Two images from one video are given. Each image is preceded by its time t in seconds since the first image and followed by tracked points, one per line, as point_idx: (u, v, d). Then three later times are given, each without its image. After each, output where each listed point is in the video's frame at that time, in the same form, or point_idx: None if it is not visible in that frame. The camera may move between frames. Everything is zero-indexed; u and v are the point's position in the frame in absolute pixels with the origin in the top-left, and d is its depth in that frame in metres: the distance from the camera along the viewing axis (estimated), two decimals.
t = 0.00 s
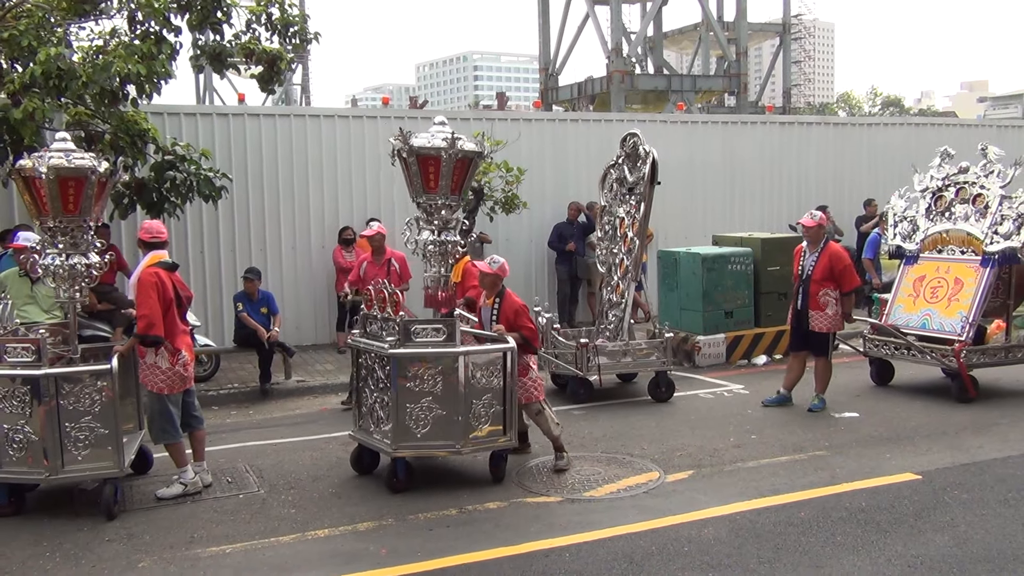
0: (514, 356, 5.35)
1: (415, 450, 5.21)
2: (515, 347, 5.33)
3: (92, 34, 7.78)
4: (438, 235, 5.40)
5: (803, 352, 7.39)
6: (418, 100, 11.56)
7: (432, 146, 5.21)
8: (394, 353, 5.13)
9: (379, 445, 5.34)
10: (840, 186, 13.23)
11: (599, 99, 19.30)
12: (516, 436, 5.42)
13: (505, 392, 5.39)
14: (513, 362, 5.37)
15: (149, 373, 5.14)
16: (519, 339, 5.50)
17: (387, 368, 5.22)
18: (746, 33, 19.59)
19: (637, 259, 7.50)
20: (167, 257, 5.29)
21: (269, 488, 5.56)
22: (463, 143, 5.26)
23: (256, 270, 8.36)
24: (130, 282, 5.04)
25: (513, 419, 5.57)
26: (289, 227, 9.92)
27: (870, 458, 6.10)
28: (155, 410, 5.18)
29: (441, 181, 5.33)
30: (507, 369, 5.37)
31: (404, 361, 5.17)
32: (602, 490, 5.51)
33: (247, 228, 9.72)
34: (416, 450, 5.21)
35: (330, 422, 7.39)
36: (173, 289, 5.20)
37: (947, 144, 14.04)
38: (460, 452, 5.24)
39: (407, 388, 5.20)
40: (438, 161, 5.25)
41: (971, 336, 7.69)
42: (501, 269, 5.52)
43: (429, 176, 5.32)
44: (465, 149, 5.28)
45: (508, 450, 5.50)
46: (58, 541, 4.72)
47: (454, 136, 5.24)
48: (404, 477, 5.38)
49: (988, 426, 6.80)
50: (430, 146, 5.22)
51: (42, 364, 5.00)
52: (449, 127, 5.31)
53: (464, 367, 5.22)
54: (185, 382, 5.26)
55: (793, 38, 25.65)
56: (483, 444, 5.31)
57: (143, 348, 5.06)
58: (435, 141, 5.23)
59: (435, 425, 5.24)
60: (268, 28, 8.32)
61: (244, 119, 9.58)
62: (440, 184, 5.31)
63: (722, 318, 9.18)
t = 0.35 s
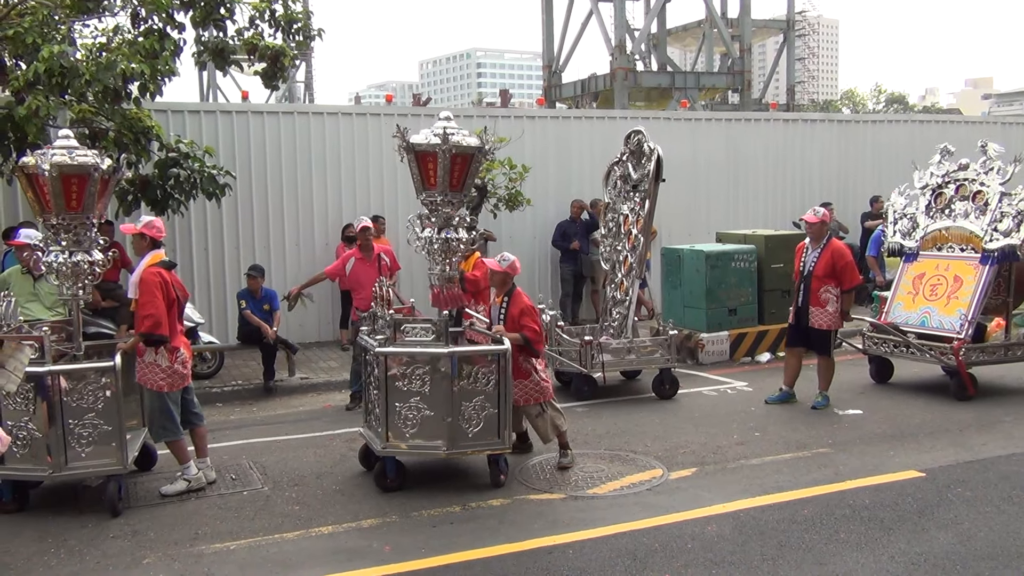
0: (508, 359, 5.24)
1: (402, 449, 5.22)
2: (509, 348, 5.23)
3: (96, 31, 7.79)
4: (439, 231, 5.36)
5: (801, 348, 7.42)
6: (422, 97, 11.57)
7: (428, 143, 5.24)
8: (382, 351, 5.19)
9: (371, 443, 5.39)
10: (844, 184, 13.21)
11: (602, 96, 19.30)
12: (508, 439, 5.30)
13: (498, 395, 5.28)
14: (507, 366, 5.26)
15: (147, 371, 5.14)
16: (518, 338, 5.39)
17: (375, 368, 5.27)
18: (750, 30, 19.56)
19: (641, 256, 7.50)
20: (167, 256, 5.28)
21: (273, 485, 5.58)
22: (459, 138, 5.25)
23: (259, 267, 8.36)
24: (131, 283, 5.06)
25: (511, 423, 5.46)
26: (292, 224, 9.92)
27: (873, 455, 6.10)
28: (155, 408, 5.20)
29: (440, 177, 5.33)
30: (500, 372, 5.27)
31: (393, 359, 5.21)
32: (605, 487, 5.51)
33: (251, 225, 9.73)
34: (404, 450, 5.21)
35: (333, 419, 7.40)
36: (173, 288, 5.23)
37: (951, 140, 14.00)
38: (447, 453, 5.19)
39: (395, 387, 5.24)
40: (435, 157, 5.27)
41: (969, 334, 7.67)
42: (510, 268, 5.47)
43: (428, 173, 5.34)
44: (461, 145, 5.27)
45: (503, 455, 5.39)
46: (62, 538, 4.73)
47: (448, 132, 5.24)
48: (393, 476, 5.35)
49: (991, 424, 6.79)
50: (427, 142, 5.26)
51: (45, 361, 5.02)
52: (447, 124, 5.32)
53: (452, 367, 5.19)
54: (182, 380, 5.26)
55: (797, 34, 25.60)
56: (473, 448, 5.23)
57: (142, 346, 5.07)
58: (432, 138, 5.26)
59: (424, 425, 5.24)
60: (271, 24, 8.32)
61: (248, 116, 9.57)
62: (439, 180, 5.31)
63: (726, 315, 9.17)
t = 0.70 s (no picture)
0: (481, 359, 5.16)
1: (376, 450, 5.17)
2: (484, 349, 5.16)
3: (100, 29, 7.80)
4: (419, 229, 5.21)
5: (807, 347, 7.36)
6: (426, 95, 11.57)
7: (404, 139, 5.09)
8: (356, 350, 5.12)
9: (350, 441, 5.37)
10: (848, 181, 13.18)
11: (606, 94, 19.28)
12: (484, 440, 5.23)
13: (474, 395, 5.20)
14: (480, 367, 5.17)
15: (151, 370, 5.17)
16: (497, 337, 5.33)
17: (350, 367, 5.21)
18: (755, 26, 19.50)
19: (646, 253, 7.49)
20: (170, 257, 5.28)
21: (279, 482, 5.59)
22: (436, 134, 5.08)
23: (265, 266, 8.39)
24: (139, 285, 5.08)
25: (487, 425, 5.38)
26: (297, 222, 9.93)
27: (878, 452, 6.10)
28: (155, 405, 5.19)
29: (419, 174, 5.17)
30: (475, 372, 5.17)
31: (367, 358, 5.14)
32: (610, 485, 5.52)
33: (254, 223, 9.74)
34: (378, 450, 5.17)
35: (338, 416, 7.41)
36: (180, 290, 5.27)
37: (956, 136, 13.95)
38: (420, 454, 5.13)
39: (369, 386, 5.17)
40: (412, 154, 5.12)
41: (974, 331, 7.66)
42: (510, 266, 5.40)
43: (407, 170, 5.19)
44: (438, 141, 5.08)
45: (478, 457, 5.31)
46: (69, 534, 4.75)
47: (423, 128, 5.07)
48: (366, 476, 5.33)
49: (997, 421, 6.78)
50: (403, 138, 5.10)
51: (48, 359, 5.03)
52: (425, 119, 5.15)
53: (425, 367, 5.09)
54: (187, 380, 5.29)
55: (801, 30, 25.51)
56: (446, 450, 5.16)
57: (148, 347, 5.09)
58: (407, 134, 5.10)
59: (397, 426, 5.17)
60: (275, 22, 8.32)
61: (252, 114, 9.58)
62: (417, 177, 5.16)
63: (731, 312, 9.17)
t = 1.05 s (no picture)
0: (447, 361, 5.06)
1: (341, 451, 5.13)
2: (451, 348, 5.05)
3: (105, 29, 7.80)
4: (388, 228, 5.16)
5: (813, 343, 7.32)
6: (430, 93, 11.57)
7: (371, 138, 5.02)
8: (322, 350, 5.07)
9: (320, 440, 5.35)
10: (853, 179, 13.16)
11: (610, 91, 19.25)
12: (449, 443, 5.14)
13: (440, 397, 5.10)
14: (446, 369, 5.07)
15: (164, 373, 5.19)
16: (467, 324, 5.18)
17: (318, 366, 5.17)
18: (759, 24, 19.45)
19: (651, 251, 7.49)
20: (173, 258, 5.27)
21: (284, 480, 5.60)
22: (401, 132, 4.97)
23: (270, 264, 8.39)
24: (149, 290, 5.08)
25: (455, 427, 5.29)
26: (301, 221, 9.95)
27: (883, 450, 6.09)
28: (162, 401, 5.22)
29: (387, 173, 5.11)
30: (440, 374, 5.08)
31: (332, 358, 5.10)
32: (614, 483, 5.51)
33: (259, 221, 9.75)
34: (342, 452, 5.13)
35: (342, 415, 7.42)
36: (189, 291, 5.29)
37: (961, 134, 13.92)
38: (383, 456, 5.08)
39: (335, 386, 5.14)
40: (380, 152, 5.06)
41: (980, 328, 7.65)
42: (494, 256, 5.38)
43: (376, 168, 5.14)
44: (405, 139, 4.99)
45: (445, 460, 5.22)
46: (75, 532, 4.76)
47: (388, 126, 4.99)
48: (332, 478, 5.27)
49: (1002, 419, 6.76)
50: (370, 137, 5.03)
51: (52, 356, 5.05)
52: (394, 117, 5.08)
53: (390, 368, 5.02)
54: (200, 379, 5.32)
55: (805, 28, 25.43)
56: (411, 452, 5.10)
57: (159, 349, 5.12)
58: (374, 132, 5.04)
59: (362, 427, 5.12)
60: (279, 21, 8.33)
61: (257, 113, 9.60)
62: (385, 176, 5.10)
63: (736, 310, 9.16)
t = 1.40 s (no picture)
0: (424, 361, 5.06)
1: (317, 452, 5.11)
2: (428, 349, 5.06)
3: (110, 28, 7.81)
4: (367, 228, 5.15)
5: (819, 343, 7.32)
6: (434, 92, 11.57)
7: (349, 136, 5.01)
8: (298, 350, 5.08)
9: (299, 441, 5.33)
10: (858, 176, 13.12)
11: (614, 89, 19.21)
12: (427, 443, 5.12)
13: (417, 398, 5.09)
14: (423, 370, 5.07)
15: (172, 376, 5.17)
16: (446, 325, 5.17)
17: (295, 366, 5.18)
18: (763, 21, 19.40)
19: (656, 249, 7.48)
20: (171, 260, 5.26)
21: (288, 479, 5.60)
22: (380, 131, 4.99)
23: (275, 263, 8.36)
24: (150, 295, 5.08)
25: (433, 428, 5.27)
26: (307, 219, 9.96)
27: (889, 449, 6.08)
28: (165, 402, 5.23)
29: (366, 171, 5.10)
30: (416, 374, 5.07)
31: (309, 358, 5.11)
32: (618, 481, 5.51)
33: (263, 219, 9.76)
34: (318, 452, 5.11)
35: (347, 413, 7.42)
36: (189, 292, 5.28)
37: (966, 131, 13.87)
38: (361, 456, 5.06)
39: (312, 386, 5.14)
40: (358, 151, 5.05)
41: (988, 326, 7.62)
42: (481, 255, 5.34)
43: (354, 167, 5.13)
44: (384, 138, 5.00)
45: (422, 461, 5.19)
46: (81, 531, 4.77)
47: (366, 124, 5.00)
48: (310, 477, 5.27)
49: (1008, 417, 6.74)
50: (348, 135, 5.02)
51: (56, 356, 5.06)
52: (372, 116, 5.09)
53: (367, 368, 5.02)
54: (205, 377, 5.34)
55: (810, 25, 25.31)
56: (387, 453, 5.07)
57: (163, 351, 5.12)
58: (352, 131, 5.03)
59: (339, 427, 5.11)
60: (283, 20, 8.33)
61: (262, 112, 9.61)
62: (364, 175, 5.09)
63: (740, 308, 9.15)
